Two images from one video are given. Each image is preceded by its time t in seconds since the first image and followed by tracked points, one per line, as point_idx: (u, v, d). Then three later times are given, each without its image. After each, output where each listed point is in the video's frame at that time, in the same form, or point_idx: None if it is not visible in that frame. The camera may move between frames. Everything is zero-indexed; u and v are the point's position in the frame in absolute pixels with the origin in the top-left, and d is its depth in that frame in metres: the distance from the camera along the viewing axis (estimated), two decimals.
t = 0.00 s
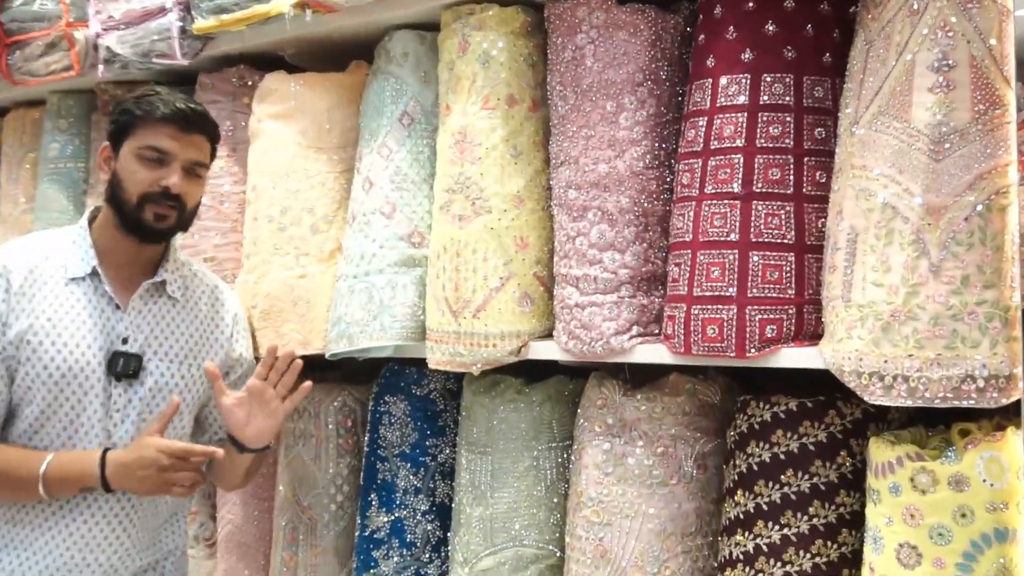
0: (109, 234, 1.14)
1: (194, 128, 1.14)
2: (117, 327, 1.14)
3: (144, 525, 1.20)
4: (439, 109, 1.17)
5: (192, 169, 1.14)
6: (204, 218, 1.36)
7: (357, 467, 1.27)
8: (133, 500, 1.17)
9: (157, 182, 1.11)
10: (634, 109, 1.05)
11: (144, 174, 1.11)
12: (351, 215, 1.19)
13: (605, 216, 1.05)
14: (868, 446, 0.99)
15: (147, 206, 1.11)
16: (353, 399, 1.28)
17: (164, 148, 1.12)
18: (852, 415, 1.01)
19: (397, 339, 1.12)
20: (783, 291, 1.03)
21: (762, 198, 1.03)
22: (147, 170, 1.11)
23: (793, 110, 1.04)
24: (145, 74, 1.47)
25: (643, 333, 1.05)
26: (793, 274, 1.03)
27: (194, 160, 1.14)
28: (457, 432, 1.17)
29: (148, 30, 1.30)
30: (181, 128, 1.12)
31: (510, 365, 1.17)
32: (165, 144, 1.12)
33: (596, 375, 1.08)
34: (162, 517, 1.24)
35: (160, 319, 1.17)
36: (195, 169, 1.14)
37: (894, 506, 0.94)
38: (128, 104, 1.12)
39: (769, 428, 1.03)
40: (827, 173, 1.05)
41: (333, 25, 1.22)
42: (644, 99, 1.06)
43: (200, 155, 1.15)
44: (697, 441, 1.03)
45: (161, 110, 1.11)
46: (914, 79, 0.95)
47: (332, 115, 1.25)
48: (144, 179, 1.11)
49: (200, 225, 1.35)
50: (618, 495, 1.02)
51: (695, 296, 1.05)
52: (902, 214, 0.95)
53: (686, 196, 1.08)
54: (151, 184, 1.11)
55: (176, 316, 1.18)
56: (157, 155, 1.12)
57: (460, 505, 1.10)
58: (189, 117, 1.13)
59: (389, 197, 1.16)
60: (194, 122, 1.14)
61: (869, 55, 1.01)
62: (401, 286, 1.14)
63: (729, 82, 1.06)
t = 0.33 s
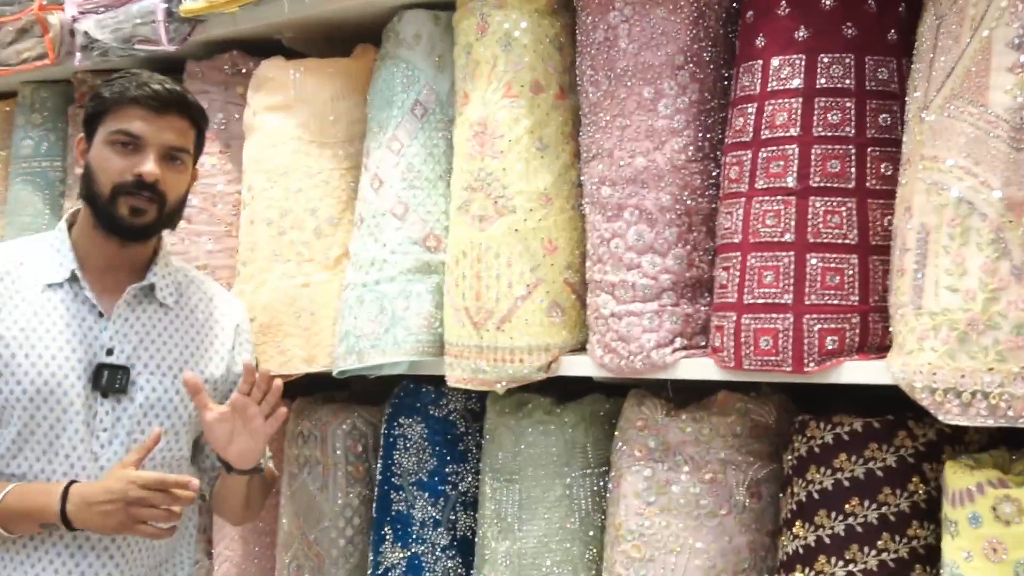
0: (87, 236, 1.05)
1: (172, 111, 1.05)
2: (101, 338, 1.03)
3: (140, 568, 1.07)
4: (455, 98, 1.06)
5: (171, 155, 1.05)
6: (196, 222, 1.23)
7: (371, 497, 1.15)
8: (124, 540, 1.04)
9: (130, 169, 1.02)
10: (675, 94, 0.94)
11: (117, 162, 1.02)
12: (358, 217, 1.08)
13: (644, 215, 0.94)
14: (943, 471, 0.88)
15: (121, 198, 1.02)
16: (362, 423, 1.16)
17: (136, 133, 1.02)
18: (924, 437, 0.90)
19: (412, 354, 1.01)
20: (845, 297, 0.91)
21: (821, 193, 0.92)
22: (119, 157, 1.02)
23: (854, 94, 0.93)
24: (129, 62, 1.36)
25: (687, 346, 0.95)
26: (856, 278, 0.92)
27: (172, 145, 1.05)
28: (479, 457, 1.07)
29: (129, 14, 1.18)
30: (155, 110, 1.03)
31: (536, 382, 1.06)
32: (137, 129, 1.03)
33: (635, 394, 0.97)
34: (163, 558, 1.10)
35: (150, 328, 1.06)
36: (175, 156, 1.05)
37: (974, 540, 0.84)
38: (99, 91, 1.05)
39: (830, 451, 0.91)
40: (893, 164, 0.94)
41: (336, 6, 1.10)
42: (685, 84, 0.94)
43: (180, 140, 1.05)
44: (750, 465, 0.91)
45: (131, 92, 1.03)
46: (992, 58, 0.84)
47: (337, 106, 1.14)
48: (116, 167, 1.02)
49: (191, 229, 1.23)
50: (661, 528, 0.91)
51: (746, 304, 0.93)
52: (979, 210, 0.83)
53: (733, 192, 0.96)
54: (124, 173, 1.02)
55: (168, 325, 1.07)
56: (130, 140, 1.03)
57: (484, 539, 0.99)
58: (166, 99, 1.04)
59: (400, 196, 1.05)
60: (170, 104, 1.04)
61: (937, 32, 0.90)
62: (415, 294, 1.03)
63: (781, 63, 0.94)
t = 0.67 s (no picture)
0: (127, 222, 1.17)
1: (189, 96, 1.17)
2: (144, 310, 1.14)
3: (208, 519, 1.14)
4: (504, 94, 1.13)
5: (194, 134, 1.17)
6: (262, 212, 1.32)
7: (424, 467, 1.23)
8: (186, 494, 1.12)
9: (157, 153, 1.14)
10: (712, 90, 1.00)
11: (145, 148, 1.14)
12: (413, 205, 1.15)
13: (681, 204, 1.00)
14: (964, 446, 0.93)
15: (154, 179, 1.14)
16: (417, 398, 1.24)
17: (158, 120, 1.15)
18: (946, 414, 0.95)
19: (462, 334, 1.08)
20: (873, 282, 0.97)
21: (851, 183, 0.97)
22: (147, 143, 1.14)
23: (883, 89, 0.97)
24: (200, 62, 1.45)
25: (722, 327, 1.00)
26: (884, 264, 0.97)
27: (192, 124, 1.17)
28: (525, 431, 1.14)
29: (203, 17, 1.27)
30: (172, 97, 1.15)
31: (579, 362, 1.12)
32: (159, 117, 1.15)
33: (671, 372, 1.03)
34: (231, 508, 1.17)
35: (187, 297, 1.16)
36: (198, 135, 1.17)
37: (994, 510, 0.89)
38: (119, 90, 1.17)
39: (857, 427, 0.97)
40: (921, 156, 0.99)
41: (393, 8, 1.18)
42: (722, 80, 1.00)
43: (199, 120, 1.17)
44: (780, 440, 0.97)
45: (149, 83, 1.15)
46: (1017, 54, 0.89)
47: (393, 102, 1.21)
48: (145, 152, 1.14)
49: (259, 218, 1.32)
50: (695, 497, 0.97)
51: (778, 288, 0.99)
52: (1003, 199, 0.88)
53: (768, 182, 1.02)
54: (153, 156, 1.14)
55: (206, 293, 1.17)
56: (155, 127, 1.15)
57: (530, 507, 1.06)
58: (182, 87, 1.17)
59: (453, 186, 1.12)
60: (186, 89, 1.17)
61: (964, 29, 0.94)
62: (466, 278, 1.10)
63: (813, 60, 0.99)
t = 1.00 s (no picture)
0: (158, 232, 1.33)
1: (206, 118, 1.33)
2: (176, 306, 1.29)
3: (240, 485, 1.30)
4: (540, 119, 1.28)
5: (212, 151, 1.32)
6: (329, 222, 1.50)
7: (468, 445, 1.39)
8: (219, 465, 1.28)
9: (182, 169, 1.30)
10: (724, 115, 1.13)
11: (170, 166, 1.30)
12: (461, 216, 1.31)
13: (696, 215, 1.14)
14: (948, 428, 1.05)
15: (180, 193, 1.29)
16: (463, 383, 1.40)
17: (180, 141, 1.31)
18: (931, 400, 1.07)
19: (504, 330, 1.23)
20: (866, 282, 1.10)
21: (846, 196, 1.10)
22: (172, 161, 1.30)
23: (875, 113, 1.10)
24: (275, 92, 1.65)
25: (732, 323, 1.14)
26: (875, 267, 1.10)
27: (211, 142, 1.32)
28: (558, 413, 1.28)
29: (278, 53, 1.47)
30: (192, 120, 1.31)
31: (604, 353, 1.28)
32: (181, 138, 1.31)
33: (687, 362, 1.17)
34: (259, 476, 1.33)
35: (213, 293, 1.31)
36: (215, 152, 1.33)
37: (975, 485, 0.99)
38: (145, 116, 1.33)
39: (851, 411, 1.09)
40: (909, 171, 1.11)
41: (443, 43, 1.34)
42: (732, 106, 1.14)
43: (216, 138, 1.33)
44: (783, 422, 1.10)
45: (171, 109, 1.30)
46: (995, 82, 0.99)
47: (444, 126, 1.37)
48: (171, 169, 1.29)
49: (326, 227, 1.49)
50: (708, 472, 1.10)
51: (783, 288, 1.12)
52: (982, 210, 0.99)
53: (773, 195, 1.15)
54: (179, 173, 1.30)
55: (227, 290, 1.32)
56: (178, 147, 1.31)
57: (562, 479, 1.21)
58: (200, 110, 1.32)
59: (495, 200, 1.27)
60: (203, 113, 1.32)
61: (949, 60, 1.06)
62: (507, 279, 1.25)
63: (813, 88, 1.13)
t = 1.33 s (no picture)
0: (183, 240, 1.52)
1: (220, 137, 1.51)
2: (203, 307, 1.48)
3: (261, 461, 1.51)
4: (570, 141, 1.42)
5: (228, 167, 1.51)
6: (382, 233, 1.66)
7: (505, 431, 1.60)
8: (244, 445, 1.48)
9: (204, 186, 1.48)
10: (736, 137, 1.25)
11: (192, 183, 1.48)
12: (499, 228, 1.46)
13: (711, 226, 1.26)
14: (942, 420, 1.09)
15: (205, 206, 1.47)
16: (500, 377, 1.61)
17: (199, 160, 1.49)
18: (926, 394, 1.15)
19: (537, 329, 1.38)
20: (866, 287, 1.15)
21: (847, 210, 1.16)
22: (194, 178, 1.48)
23: (873, 135, 1.16)
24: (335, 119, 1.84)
25: (744, 324, 1.26)
26: (875, 273, 1.15)
27: (226, 158, 1.51)
28: (586, 404, 1.48)
29: (338, 84, 1.65)
30: (207, 141, 1.49)
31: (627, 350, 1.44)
32: (200, 157, 1.49)
33: (703, 358, 1.31)
34: (276, 454, 1.54)
35: (236, 294, 1.51)
36: (231, 167, 1.52)
37: (965, 472, 1.04)
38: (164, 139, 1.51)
39: (852, 403, 1.18)
40: (905, 189, 1.17)
41: (484, 75, 1.51)
42: (743, 130, 1.26)
43: (229, 156, 1.52)
44: (789, 413, 1.23)
45: (189, 133, 1.48)
46: (984, 107, 1.02)
47: (484, 148, 1.52)
48: (195, 186, 1.47)
49: (380, 238, 1.66)
50: (722, 457, 1.24)
51: (790, 292, 1.20)
52: (973, 222, 1.02)
53: (781, 210, 1.23)
54: (201, 188, 1.48)
55: (248, 291, 1.52)
56: (197, 165, 1.49)
57: (590, 464, 1.39)
58: (215, 132, 1.50)
59: (530, 214, 1.42)
60: (217, 134, 1.51)
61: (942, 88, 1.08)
62: (540, 284, 1.40)
63: (818, 113, 1.19)
